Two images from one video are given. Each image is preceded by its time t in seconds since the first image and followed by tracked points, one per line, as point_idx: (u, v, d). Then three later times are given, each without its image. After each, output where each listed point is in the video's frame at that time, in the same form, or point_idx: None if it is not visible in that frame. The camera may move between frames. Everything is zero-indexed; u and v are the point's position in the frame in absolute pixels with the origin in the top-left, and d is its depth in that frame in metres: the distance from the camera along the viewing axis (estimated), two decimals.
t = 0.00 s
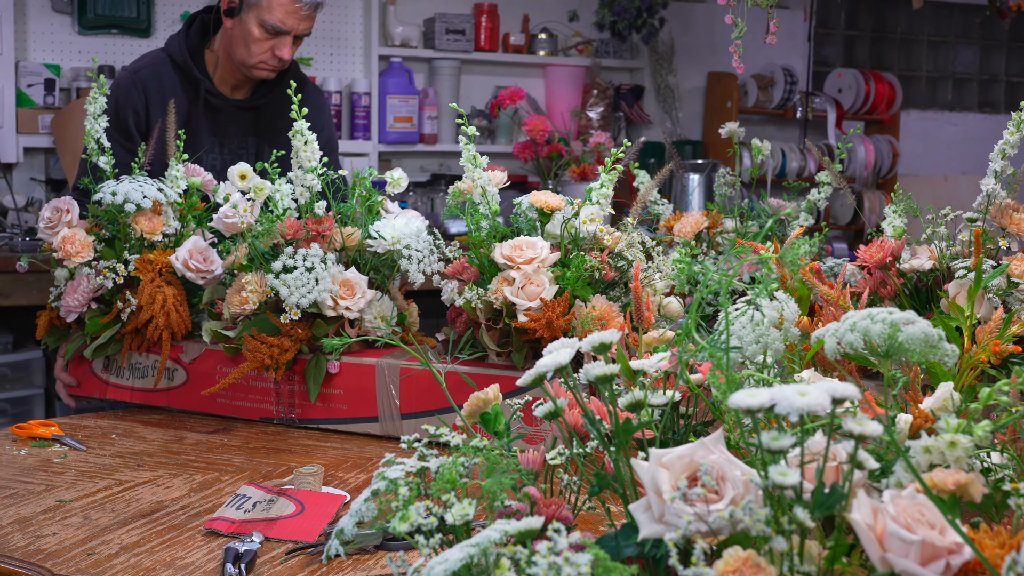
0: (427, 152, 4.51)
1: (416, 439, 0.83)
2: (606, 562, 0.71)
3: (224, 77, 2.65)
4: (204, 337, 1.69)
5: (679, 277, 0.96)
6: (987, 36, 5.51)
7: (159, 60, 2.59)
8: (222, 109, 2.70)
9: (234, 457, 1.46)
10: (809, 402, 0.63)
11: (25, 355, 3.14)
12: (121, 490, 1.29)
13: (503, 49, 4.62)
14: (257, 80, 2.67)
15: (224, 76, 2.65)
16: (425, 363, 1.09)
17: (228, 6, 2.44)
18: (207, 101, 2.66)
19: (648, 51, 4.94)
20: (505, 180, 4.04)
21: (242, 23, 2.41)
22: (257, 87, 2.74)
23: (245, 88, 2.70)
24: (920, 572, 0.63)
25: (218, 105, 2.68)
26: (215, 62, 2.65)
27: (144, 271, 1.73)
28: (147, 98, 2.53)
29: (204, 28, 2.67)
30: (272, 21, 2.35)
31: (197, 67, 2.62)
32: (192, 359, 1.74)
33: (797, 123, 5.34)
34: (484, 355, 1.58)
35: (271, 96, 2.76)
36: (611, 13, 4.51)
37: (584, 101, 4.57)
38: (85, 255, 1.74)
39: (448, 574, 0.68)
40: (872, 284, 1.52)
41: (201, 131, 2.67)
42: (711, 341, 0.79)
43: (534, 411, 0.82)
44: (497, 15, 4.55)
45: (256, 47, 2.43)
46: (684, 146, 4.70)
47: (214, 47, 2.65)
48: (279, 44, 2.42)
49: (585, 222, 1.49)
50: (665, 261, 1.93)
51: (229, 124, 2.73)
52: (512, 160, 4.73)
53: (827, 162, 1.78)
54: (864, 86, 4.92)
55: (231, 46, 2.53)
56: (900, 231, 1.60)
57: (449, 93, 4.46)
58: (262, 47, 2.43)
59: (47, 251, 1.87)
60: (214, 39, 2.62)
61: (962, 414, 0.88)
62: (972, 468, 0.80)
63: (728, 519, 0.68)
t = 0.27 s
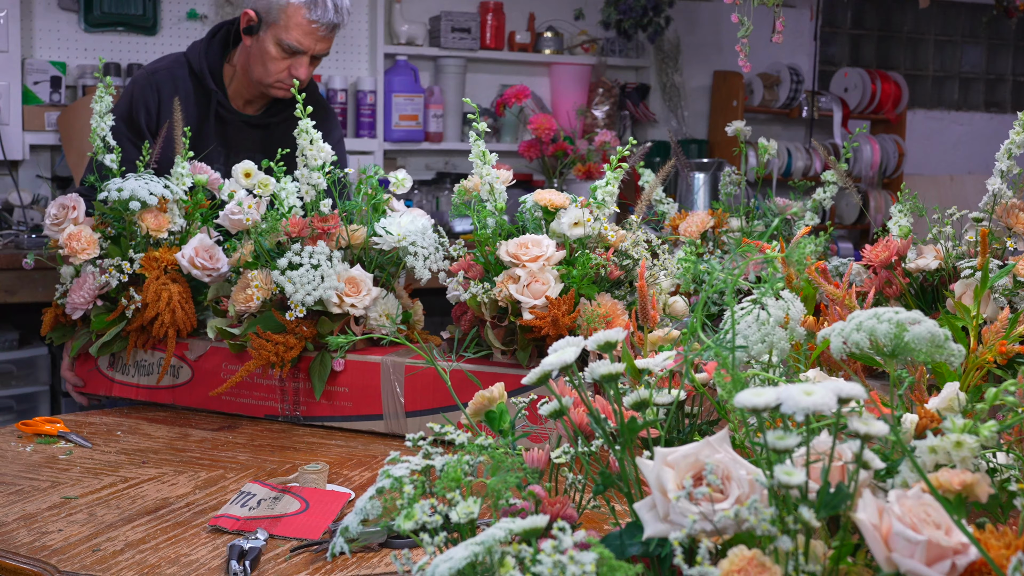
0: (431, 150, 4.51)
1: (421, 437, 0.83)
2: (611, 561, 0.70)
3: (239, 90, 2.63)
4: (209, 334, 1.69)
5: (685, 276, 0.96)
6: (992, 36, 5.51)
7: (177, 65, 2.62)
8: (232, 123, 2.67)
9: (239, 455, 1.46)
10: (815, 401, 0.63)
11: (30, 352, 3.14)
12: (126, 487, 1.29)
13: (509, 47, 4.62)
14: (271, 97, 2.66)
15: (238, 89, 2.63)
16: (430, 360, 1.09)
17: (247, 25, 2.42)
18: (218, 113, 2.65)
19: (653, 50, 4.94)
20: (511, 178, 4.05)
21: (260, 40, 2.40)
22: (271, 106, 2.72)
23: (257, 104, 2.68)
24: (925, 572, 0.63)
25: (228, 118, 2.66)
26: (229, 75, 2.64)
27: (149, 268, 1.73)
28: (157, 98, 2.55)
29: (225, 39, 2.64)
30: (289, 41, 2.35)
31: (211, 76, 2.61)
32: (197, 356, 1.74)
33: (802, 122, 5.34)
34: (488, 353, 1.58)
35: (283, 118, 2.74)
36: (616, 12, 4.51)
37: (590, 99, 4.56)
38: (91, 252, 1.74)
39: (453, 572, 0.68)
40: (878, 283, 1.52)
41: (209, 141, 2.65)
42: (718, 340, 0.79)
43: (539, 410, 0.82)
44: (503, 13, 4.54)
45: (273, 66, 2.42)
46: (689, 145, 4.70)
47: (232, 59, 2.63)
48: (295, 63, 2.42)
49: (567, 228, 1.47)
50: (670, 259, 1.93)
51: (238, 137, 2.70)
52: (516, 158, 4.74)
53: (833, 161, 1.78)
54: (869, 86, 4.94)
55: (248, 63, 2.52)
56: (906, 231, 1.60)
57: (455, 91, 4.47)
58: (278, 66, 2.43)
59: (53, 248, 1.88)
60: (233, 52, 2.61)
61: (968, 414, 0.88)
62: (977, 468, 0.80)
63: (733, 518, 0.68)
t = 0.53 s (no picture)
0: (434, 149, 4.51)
1: (424, 436, 0.83)
2: (613, 560, 0.70)
3: (245, 104, 2.62)
4: (212, 334, 1.69)
5: (688, 275, 0.96)
6: (996, 36, 5.50)
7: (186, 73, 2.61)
8: (235, 135, 2.68)
9: (242, 454, 1.46)
10: (818, 401, 0.63)
11: (33, 351, 3.15)
12: (128, 486, 1.29)
13: (512, 47, 4.62)
14: (276, 113, 2.64)
15: (244, 103, 2.61)
16: (433, 360, 1.10)
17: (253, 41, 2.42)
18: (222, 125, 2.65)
19: (657, 50, 4.94)
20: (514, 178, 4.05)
21: (264, 56, 2.42)
22: (276, 123, 2.72)
23: (263, 119, 2.67)
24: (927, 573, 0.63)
25: (232, 130, 2.66)
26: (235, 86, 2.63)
27: (152, 268, 1.74)
28: (163, 105, 2.55)
29: (237, 52, 2.62)
30: (291, 57, 2.33)
31: (219, 89, 2.60)
32: (200, 356, 1.74)
33: (805, 122, 5.33)
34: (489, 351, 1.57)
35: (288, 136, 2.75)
36: (619, 11, 4.49)
37: (593, 99, 4.58)
38: (93, 252, 1.76)
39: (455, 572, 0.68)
40: (881, 283, 1.52)
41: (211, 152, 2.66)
42: (721, 340, 0.79)
43: (542, 409, 0.82)
44: (506, 12, 4.53)
45: (277, 81, 2.43)
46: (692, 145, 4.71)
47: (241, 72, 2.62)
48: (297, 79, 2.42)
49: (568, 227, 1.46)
50: (673, 259, 1.93)
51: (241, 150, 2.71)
52: (519, 157, 4.74)
53: (836, 161, 1.77)
54: (872, 86, 4.91)
55: (254, 78, 2.51)
56: (909, 231, 1.60)
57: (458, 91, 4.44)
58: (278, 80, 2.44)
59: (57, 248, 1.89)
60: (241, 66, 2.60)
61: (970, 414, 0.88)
62: (980, 468, 0.80)
63: (735, 518, 0.68)
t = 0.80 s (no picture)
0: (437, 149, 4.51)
1: (427, 436, 0.83)
2: (616, 560, 0.70)
3: (250, 104, 2.61)
4: (213, 332, 1.70)
5: (691, 275, 0.96)
6: (1000, 36, 5.50)
7: (192, 73, 2.61)
8: (242, 135, 2.67)
9: (244, 453, 1.46)
10: (820, 402, 0.63)
11: (36, 350, 3.15)
12: (131, 485, 1.29)
13: (515, 47, 4.62)
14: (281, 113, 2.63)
15: (251, 103, 2.61)
16: (436, 360, 1.10)
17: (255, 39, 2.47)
18: (229, 125, 2.64)
19: (660, 49, 4.94)
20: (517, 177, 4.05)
21: (265, 56, 2.42)
22: (282, 123, 2.71)
23: (268, 120, 2.66)
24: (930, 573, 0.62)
25: (238, 130, 2.65)
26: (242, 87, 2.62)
27: (161, 265, 1.74)
28: (169, 105, 2.55)
29: (243, 54, 2.62)
30: (286, 52, 2.33)
31: (226, 89, 2.60)
32: (205, 353, 1.74)
33: (808, 122, 5.33)
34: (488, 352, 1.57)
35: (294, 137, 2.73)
36: (622, 11, 4.49)
37: (596, 98, 4.59)
38: (100, 251, 1.77)
39: (458, 571, 0.68)
40: (884, 283, 1.51)
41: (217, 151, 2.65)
42: (724, 339, 0.79)
43: (545, 408, 0.82)
44: (509, 12, 4.53)
45: (276, 79, 2.42)
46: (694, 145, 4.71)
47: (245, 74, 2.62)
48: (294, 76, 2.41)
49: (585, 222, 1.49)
50: (676, 260, 1.94)
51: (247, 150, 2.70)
52: (522, 157, 4.74)
53: (839, 161, 1.77)
54: (875, 85, 4.90)
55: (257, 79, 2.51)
56: (912, 230, 1.60)
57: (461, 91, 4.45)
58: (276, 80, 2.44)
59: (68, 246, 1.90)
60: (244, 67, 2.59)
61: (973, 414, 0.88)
62: (983, 468, 0.80)
63: (738, 518, 0.68)
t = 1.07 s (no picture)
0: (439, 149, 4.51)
1: (430, 436, 0.83)
2: (619, 561, 0.70)
3: (254, 100, 2.61)
4: (218, 329, 1.70)
5: (694, 275, 0.96)
6: (1003, 36, 5.51)
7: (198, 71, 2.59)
8: (248, 133, 2.64)
9: (247, 453, 1.46)
10: (824, 402, 0.63)
11: (39, 350, 3.16)
12: (134, 485, 1.29)
13: (518, 47, 4.62)
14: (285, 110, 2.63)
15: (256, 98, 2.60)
16: (439, 360, 1.11)
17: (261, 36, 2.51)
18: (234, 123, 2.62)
19: (662, 50, 4.94)
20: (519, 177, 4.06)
21: (267, 52, 2.44)
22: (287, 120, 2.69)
23: (272, 116, 2.66)
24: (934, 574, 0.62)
25: (243, 128, 2.63)
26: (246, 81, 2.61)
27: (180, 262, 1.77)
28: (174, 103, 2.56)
29: (247, 53, 2.62)
30: (286, 47, 2.34)
31: (231, 86, 2.58)
32: (215, 350, 1.76)
33: (811, 122, 5.33)
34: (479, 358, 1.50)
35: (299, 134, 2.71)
36: (625, 12, 4.50)
37: (599, 99, 4.57)
38: (119, 247, 1.83)
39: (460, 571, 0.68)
40: (887, 284, 1.51)
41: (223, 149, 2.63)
42: (727, 340, 0.79)
43: (547, 408, 0.82)
44: (512, 12, 4.53)
45: (277, 72, 2.41)
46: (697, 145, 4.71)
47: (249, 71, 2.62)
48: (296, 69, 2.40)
49: (560, 228, 1.45)
50: (680, 261, 1.95)
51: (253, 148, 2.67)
52: (524, 157, 4.74)
53: (842, 161, 1.77)
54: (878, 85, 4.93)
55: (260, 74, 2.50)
56: (915, 231, 1.60)
57: (464, 90, 4.45)
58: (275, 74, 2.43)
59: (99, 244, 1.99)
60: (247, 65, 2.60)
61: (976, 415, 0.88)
62: (986, 469, 0.80)
63: (742, 519, 0.67)
